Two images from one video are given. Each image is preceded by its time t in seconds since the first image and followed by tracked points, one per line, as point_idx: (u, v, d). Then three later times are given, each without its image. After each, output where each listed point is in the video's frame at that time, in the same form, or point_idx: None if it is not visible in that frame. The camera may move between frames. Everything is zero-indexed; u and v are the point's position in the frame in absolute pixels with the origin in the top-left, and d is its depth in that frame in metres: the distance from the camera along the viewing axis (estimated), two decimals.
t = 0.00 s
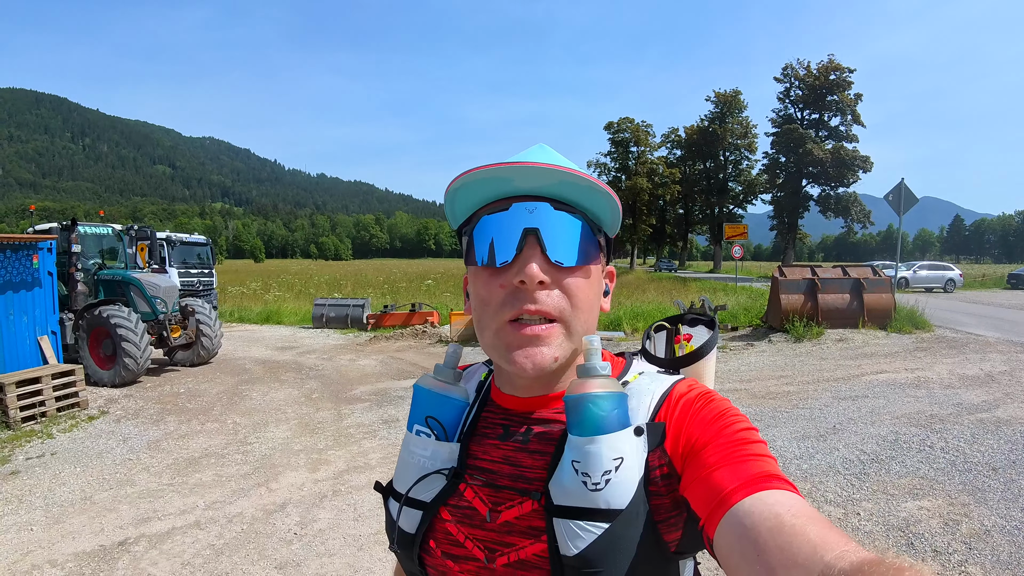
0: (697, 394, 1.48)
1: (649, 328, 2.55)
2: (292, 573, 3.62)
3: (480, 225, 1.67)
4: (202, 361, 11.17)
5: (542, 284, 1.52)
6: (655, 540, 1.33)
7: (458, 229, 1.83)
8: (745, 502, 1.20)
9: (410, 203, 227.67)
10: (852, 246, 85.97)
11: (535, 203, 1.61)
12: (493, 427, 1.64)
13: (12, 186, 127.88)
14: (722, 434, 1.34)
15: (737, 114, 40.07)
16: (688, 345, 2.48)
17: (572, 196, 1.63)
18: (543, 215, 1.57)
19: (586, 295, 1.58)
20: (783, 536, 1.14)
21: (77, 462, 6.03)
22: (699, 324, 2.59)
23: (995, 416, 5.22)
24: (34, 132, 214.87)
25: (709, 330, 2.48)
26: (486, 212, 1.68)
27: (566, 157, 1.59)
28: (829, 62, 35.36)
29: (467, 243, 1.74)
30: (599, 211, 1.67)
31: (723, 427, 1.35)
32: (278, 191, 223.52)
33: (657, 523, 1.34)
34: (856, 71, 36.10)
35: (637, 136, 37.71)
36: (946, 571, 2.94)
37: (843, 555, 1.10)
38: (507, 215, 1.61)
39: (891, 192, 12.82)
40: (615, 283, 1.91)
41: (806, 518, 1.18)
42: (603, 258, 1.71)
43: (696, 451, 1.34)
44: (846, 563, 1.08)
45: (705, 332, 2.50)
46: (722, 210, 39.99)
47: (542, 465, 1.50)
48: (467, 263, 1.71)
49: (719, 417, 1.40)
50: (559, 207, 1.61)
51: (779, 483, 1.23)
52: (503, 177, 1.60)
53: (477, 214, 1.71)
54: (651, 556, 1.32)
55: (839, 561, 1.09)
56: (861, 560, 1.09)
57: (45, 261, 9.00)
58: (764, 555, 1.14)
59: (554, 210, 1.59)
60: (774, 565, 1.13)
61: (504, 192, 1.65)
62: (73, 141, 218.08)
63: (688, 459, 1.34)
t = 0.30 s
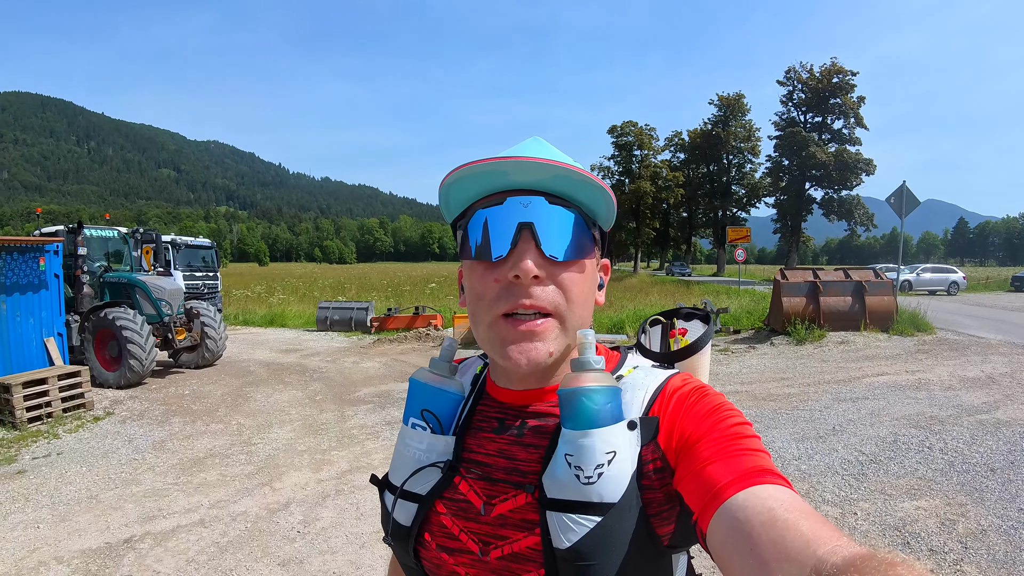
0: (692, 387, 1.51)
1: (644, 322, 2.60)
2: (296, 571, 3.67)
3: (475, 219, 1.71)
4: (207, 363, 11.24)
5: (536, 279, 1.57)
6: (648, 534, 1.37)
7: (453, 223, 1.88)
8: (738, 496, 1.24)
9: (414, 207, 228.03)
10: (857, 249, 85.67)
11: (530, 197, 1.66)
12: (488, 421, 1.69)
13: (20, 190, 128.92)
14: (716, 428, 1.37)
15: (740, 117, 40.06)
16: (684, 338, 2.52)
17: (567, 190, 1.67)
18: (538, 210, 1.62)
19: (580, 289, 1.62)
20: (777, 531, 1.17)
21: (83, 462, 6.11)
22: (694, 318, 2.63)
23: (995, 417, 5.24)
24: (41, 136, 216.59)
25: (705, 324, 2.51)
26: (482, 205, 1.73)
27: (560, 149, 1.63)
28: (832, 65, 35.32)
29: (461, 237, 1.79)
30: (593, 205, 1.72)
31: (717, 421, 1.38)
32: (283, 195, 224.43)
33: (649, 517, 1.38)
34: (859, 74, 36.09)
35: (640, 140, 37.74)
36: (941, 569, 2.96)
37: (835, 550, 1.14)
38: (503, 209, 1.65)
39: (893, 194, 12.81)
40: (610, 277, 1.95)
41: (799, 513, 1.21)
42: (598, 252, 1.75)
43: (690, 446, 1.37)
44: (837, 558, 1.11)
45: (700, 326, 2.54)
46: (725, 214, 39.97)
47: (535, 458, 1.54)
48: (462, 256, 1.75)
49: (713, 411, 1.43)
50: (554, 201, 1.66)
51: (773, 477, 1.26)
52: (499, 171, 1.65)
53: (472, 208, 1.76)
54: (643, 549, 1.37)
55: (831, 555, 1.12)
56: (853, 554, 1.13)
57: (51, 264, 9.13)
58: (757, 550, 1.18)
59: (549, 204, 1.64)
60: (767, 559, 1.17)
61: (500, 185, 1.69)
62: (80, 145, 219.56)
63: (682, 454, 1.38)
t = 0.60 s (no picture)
0: (692, 391, 1.54)
1: (646, 323, 2.68)
2: (298, 567, 3.73)
3: (475, 228, 1.76)
4: (211, 366, 11.32)
5: (538, 293, 1.63)
6: (647, 535, 1.40)
7: (453, 226, 1.92)
8: (737, 498, 1.26)
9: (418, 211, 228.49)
10: (862, 252, 85.38)
11: (530, 209, 1.70)
12: (487, 422, 1.75)
13: (28, 195, 130.08)
14: (715, 431, 1.40)
15: (744, 122, 40.09)
16: (684, 340, 2.61)
17: (567, 202, 1.71)
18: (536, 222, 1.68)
19: (580, 299, 1.68)
20: (776, 533, 1.20)
21: (90, 462, 6.21)
22: (694, 321, 2.75)
23: (992, 419, 5.26)
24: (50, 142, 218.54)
25: (705, 327, 2.61)
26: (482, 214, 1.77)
27: (557, 160, 1.64)
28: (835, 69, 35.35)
29: (462, 243, 1.83)
30: (593, 214, 1.76)
31: (717, 425, 1.41)
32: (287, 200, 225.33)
33: (648, 518, 1.40)
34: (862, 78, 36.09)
35: (643, 144, 37.80)
36: (932, 569, 3.01)
37: (833, 552, 1.17)
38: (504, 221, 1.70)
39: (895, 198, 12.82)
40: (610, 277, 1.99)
41: (798, 516, 1.24)
42: (598, 257, 1.80)
43: (690, 448, 1.40)
44: (836, 561, 1.14)
45: (700, 329, 2.64)
46: (729, 218, 39.96)
47: (535, 459, 1.60)
48: (463, 263, 1.80)
49: (713, 414, 1.46)
50: (555, 212, 1.70)
51: (771, 480, 1.29)
52: (500, 185, 1.67)
53: (472, 215, 1.79)
54: (643, 550, 1.39)
55: (830, 558, 1.15)
56: (852, 557, 1.15)
57: (59, 267, 9.28)
58: (756, 552, 1.20)
59: (550, 216, 1.69)
60: (766, 559, 1.20)
61: (500, 196, 1.72)
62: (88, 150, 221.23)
63: (682, 455, 1.41)
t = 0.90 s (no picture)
0: (696, 389, 1.48)
1: (651, 322, 2.72)
2: (299, 562, 3.82)
3: (479, 228, 1.65)
4: (215, 369, 11.46)
5: (543, 295, 1.52)
6: (648, 533, 1.34)
7: (456, 226, 1.82)
8: (740, 497, 1.19)
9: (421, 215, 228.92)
10: (864, 256, 85.33)
11: (537, 210, 1.59)
12: (491, 418, 1.68)
13: (35, 199, 131.24)
14: (719, 430, 1.33)
15: (745, 126, 40.18)
16: (688, 340, 2.63)
17: (575, 206, 1.60)
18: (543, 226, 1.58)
19: (587, 301, 1.58)
20: (778, 532, 1.13)
21: (95, 462, 6.31)
22: (699, 320, 2.73)
23: (985, 421, 5.32)
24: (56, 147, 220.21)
25: (708, 326, 2.61)
26: (485, 214, 1.66)
27: (566, 163, 1.54)
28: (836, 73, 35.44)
29: (465, 243, 1.74)
30: (601, 216, 1.66)
31: (720, 422, 1.34)
32: (291, 204, 226.31)
33: (650, 516, 1.34)
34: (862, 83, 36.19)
35: (645, 149, 37.94)
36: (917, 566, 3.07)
37: (837, 552, 1.11)
38: (508, 223, 1.60)
39: (893, 202, 12.88)
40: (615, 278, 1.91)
41: (802, 514, 1.17)
42: (605, 260, 1.70)
43: (692, 447, 1.33)
44: (840, 560, 1.08)
45: (705, 328, 2.63)
46: (730, 222, 40.04)
47: (539, 455, 1.53)
48: (466, 264, 1.71)
49: (717, 412, 1.39)
50: (563, 214, 1.60)
51: (776, 479, 1.22)
52: (504, 187, 1.55)
53: (475, 216, 1.70)
54: (642, 549, 1.33)
55: (834, 557, 1.09)
56: (856, 556, 1.09)
57: (65, 270, 9.43)
58: (758, 552, 1.13)
59: (556, 218, 1.59)
60: (767, 558, 1.13)
61: (504, 197, 1.61)
62: (94, 154, 222.77)
63: (684, 454, 1.34)
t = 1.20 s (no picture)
0: (697, 391, 1.46)
1: (651, 325, 2.70)
2: (300, 559, 3.88)
3: (477, 225, 1.67)
4: (218, 371, 11.56)
5: (542, 292, 1.53)
6: (648, 534, 1.31)
7: (456, 226, 1.84)
8: (741, 498, 1.18)
9: (423, 219, 229.21)
10: (867, 259, 85.25)
11: (535, 207, 1.61)
12: (492, 420, 1.67)
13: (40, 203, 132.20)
14: (720, 430, 1.32)
15: (747, 129, 40.22)
16: (689, 342, 2.62)
17: (574, 201, 1.61)
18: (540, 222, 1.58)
19: (586, 298, 1.58)
20: (781, 532, 1.12)
21: (100, 461, 6.40)
22: (699, 322, 2.73)
23: (979, 423, 5.36)
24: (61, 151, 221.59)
25: (709, 328, 2.60)
26: (484, 212, 1.68)
27: (563, 160, 1.55)
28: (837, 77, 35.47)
29: (464, 242, 1.76)
30: (600, 214, 1.67)
31: (721, 423, 1.32)
32: (294, 207, 227.03)
33: (650, 517, 1.31)
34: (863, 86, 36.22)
35: (647, 153, 38.01)
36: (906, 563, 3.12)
37: (839, 552, 1.09)
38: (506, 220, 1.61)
39: (892, 205, 12.91)
40: (615, 278, 1.91)
41: (803, 515, 1.15)
42: (604, 257, 1.70)
43: (693, 448, 1.32)
44: (843, 561, 1.06)
45: (705, 330, 2.63)
46: (732, 225, 40.05)
47: (539, 456, 1.52)
48: (466, 262, 1.72)
49: (718, 413, 1.37)
50: (561, 211, 1.61)
51: (778, 480, 1.21)
52: (502, 184, 1.58)
53: (475, 214, 1.72)
54: (643, 550, 1.30)
55: (835, 558, 1.07)
56: (859, 557, 1.07)
57: (70, 273, 9.54)
58: (760, 552, 1.12)
59: (555, 215, 1.60)
60: (769, 559, 1.11)
61: (503, 194, 1.63)
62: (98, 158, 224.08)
63: (685, 455, 1.33)
